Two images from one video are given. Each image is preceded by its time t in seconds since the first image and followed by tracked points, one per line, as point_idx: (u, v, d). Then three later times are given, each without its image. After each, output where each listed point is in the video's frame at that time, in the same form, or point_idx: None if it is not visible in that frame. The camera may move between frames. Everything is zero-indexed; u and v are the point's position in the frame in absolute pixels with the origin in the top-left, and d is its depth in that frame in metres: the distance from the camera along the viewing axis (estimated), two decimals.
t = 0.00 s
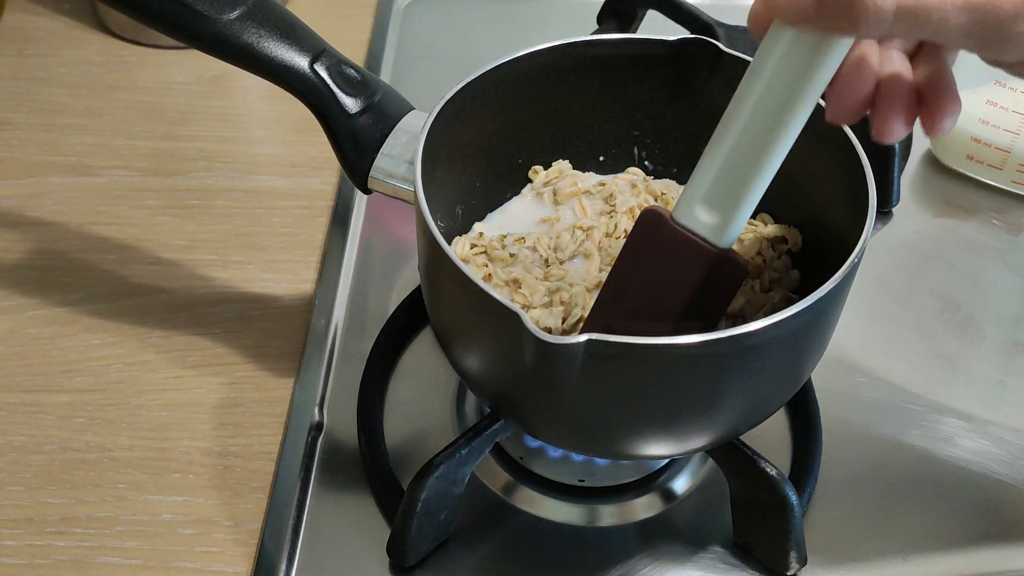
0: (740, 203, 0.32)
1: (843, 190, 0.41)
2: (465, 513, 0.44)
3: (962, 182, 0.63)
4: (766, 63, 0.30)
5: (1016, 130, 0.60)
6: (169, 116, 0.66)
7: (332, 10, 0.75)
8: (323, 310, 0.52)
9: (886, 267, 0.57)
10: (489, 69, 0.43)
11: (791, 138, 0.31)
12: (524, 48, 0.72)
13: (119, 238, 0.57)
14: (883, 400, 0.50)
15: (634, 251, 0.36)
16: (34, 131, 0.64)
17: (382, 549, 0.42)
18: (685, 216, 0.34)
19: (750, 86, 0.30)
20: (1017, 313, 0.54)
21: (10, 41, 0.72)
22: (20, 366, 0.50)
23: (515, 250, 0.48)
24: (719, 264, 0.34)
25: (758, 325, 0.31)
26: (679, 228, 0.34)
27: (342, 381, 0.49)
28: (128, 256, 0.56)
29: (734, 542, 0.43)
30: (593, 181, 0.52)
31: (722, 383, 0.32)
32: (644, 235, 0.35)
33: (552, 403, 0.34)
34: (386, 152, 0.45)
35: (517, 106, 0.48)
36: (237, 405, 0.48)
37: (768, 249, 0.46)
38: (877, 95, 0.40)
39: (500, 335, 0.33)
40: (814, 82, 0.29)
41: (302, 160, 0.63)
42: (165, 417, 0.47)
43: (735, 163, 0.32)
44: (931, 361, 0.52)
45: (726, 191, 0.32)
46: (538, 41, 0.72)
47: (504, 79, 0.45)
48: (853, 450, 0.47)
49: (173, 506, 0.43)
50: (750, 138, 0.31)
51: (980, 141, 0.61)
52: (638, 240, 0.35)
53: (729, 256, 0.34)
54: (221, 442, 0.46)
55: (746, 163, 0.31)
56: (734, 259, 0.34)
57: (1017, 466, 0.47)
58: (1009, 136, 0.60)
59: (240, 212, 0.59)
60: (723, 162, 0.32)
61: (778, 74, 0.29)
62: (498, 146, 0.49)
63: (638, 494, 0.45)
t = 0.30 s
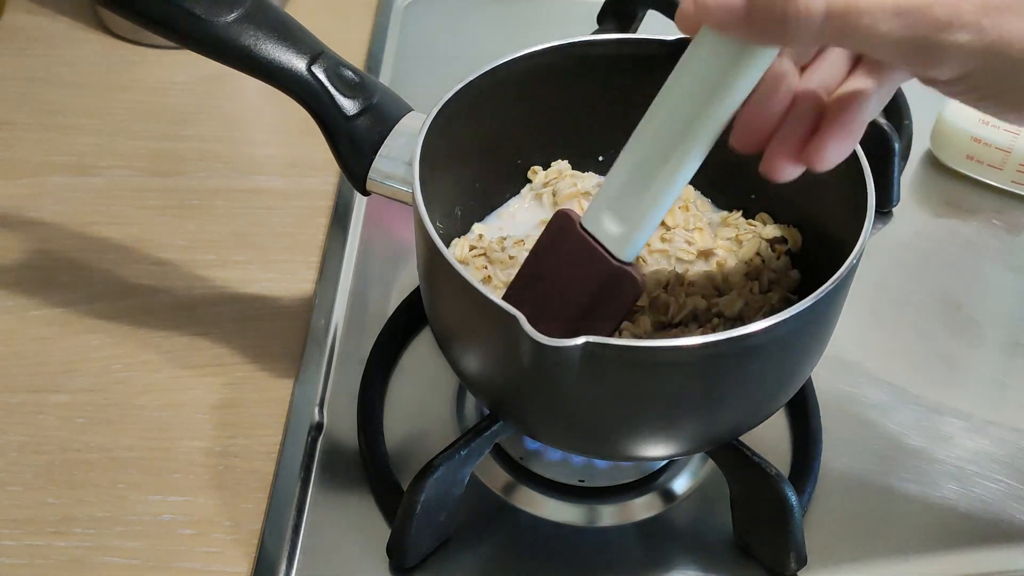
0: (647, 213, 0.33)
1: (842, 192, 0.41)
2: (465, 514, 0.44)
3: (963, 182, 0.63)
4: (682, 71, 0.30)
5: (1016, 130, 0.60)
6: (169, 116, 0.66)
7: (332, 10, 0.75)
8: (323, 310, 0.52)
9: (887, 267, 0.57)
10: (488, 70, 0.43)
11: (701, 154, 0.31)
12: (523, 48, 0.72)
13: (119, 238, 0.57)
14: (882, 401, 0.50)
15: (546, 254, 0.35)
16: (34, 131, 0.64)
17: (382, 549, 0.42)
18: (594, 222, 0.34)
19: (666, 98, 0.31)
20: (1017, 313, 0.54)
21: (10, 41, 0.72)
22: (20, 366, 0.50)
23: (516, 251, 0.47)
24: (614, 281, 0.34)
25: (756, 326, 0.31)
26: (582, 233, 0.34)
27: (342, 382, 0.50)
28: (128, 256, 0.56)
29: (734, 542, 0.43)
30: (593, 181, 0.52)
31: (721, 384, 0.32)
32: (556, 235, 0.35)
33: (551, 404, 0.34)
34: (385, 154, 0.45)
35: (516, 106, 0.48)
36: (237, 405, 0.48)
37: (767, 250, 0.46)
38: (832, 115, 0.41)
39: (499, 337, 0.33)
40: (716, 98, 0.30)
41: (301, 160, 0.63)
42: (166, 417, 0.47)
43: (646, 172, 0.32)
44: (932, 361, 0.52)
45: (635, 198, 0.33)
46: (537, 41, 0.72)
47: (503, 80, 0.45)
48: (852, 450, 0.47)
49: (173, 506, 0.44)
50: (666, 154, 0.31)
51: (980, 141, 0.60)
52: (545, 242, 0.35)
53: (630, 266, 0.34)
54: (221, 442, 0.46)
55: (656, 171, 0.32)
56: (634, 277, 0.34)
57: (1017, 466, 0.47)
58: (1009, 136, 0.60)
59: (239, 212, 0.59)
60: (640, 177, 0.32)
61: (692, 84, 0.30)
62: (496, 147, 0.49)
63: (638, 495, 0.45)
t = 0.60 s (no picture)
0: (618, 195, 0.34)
1: (843, 193, 0.41)
2: (464, 514, 0.44)
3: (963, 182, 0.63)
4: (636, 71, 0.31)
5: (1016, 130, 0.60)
6: (168, 116, 0.66)
7: (332, 10, 0.75)
8: (323, 310, 0.52)
9: (886, 267, 0.57)
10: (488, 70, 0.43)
11: (661, 141, 0.32)
12: (523, 48, 0.72)
13: (119, 238, 0.57)
14: (882, 400, 0.50)
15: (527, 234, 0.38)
16: (34, 131, 0.64)
17: (382, 549, 0.42)
18: (568, 200, 0.36)
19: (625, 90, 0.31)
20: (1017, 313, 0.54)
21: (10, 41, 0.72)
22: (20, 366, 0.50)
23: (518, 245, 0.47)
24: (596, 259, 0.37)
25: (756, 326, 0.31)
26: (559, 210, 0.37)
27: (342, 382, 0.50)
28: (128, 256, 0.56)
29: (734, 542, 0.43)
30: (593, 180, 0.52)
31: (721, 384, 0.32)
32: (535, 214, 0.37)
33: (551, 404, 0.34)
34: (384, 153, 0.45)
35: (517, 106, 0.48)
36: (237, 406, 0.48)
37: (767, 249, 0.46)
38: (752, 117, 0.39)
39: (499, 337, 0.33)
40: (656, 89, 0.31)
41: (301, 160, 0.63)
42: (166, 417, 0.47)
43: (609, 157, 0.33)
44: (932, 361, 0.52)
45: (602, 181, 0.34)
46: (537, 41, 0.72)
47: (503, 80, 0.45)
48: (852, 450, 0.47)
49: (173, 506, 0.44)
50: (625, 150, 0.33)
51: (980, 141, 0.60)
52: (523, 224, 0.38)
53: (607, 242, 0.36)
54: (221, 442, 0.46)
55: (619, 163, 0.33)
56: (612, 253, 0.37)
57: (1017, 466, 0.47)
58: (1009, 137, 0.59)
59: (239, 212, 0.59)
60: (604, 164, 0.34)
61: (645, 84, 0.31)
62: (496, 147, 0.49)
63: (638, 495, 0.45)
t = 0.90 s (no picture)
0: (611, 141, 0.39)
1: (842, 191, 0.41)
2: (465, 514, 0.44)
3: (963, 181, 0.63)
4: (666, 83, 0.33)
5: (1016, 130, 0.60)
6: (169, 116, 0.66)
7: (332, 10, 0.75)
8: (323, 310, 0.52)
9: (886, 267, 0.57)
10: (489, 70, 0.43)
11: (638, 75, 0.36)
12: (523, 48, 0.72)
13: (119, 238, 0.57)
14: (882, 400, 0.50)
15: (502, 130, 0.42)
16: (34, 131, 0.64)
17: (382, 550, 0.42)
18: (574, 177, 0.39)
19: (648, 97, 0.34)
20: (1018, 313, 0.54)
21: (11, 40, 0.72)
22: (21, 366, 0.50)
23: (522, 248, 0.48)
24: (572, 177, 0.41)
25: (756, 326, 0.31)
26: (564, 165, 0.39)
27: (343, 382, 0.50)
28: (128, 256, 0.56)
29: (734, 542, 0.43)
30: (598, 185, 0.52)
31: (721, 385, 0.32)
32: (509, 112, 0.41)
33: (552, 404, 0.34)
34: (385, 153, 0.45)
35: (516, 106, 0.48)
36: (237, 405, 0.48)
37: (767, 250, 0.47)
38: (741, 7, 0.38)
39: (499, 336, 0.33)
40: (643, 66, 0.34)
41: (301, 160, 0.63)
42: (166, 417, 0.47)
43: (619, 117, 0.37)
44: (932, 361, 0.52)
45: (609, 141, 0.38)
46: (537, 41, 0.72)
47: (504, 79, 0.45)
48: (852, 450, 0.47)
49: (173, 506, 0.43)
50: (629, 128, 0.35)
51: (980, 141, 0.61)
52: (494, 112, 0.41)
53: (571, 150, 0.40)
54: (221, 442, 0.46)
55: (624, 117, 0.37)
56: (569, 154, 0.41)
57: (1017, 466, 0.47)
58: (1009, 136, 0.60)
59: (239, 212, 0.59)
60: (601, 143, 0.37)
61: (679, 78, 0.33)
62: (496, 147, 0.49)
63: (638, 494, 0.45)
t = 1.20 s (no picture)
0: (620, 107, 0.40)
1: (842, 191, 0.41)
2: (465, 513, 0.44)
3: (962, 182, 0.63)
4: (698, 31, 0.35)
5: (1016, 130, 0.60)
6: (169, 116, 0.66)
7: (331, 10, 0.75)
8: (323, 310, 0.52)
9: (886, 267, 0.57)
10: (489, 69, 0.43)
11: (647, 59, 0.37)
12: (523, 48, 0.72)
13: (119, 238, 0.57)
14: (882, 400, 0.50)
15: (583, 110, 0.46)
16: (34, 131, 0.63)
17: (382, 549, 0.42)
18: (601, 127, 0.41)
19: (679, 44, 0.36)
20: (1018, 313, 0.54)
21: (11, 40, 0.72)
22: (20, 366, 0.50)
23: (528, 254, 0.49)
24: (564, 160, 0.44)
25: (758, 325, 0.31)
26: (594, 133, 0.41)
27: (342, 382, 0.49)
28: (128, 256, 0.56)
29: (734, 542, 0.43)
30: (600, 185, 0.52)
31: (722, 383, 0.32)
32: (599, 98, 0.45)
33: (552, 403, 0.34)
34: (386, 152, 0.45)
35: (517, 105, 0.48)
36: (237, 405, 0.48)
37: (768, 251, 0.47)
38: None
39: (500, 335, 0.33)
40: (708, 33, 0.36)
41: (301, 160, 0.63)
42: (166, 417, 0.47)
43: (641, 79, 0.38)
44: (932, 361, 0.52)
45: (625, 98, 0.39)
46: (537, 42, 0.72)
47: (504, 80, 0.45)
48: (852, 450, 0.47)
49: (173, 506, 0.43)
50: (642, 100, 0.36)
51: (979, 140, 0.61)
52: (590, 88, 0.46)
53: (587, 153, 0.41)
54: (221, 442, 0.46)
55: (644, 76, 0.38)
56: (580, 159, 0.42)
57: (1017, 466, 0.47)
58: (1009, 136, 0.60)
59: (239, 211, 0.59)
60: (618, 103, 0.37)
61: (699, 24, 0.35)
62: (497, 146, 0.50)
63: (638, 494, 0.45)
